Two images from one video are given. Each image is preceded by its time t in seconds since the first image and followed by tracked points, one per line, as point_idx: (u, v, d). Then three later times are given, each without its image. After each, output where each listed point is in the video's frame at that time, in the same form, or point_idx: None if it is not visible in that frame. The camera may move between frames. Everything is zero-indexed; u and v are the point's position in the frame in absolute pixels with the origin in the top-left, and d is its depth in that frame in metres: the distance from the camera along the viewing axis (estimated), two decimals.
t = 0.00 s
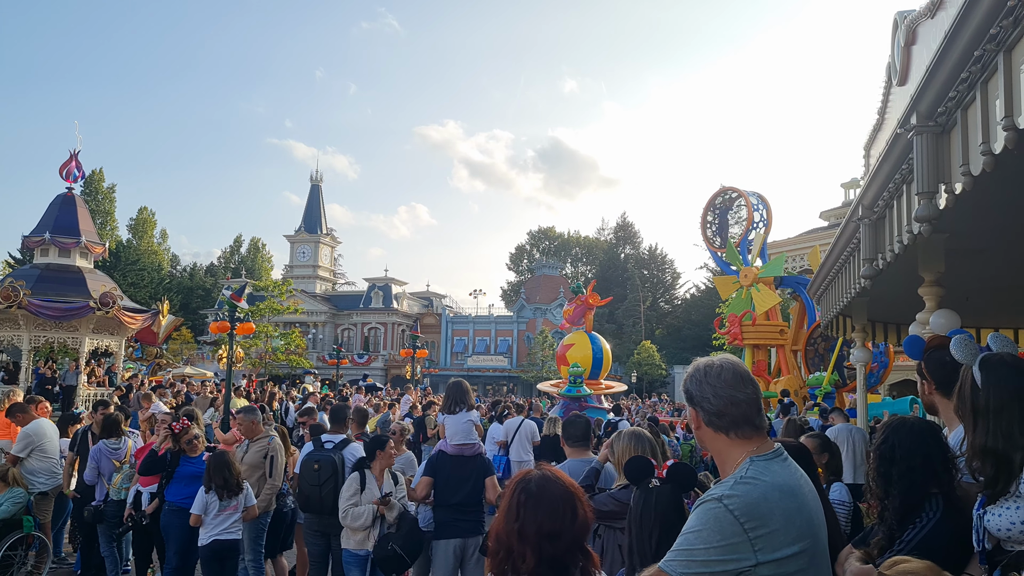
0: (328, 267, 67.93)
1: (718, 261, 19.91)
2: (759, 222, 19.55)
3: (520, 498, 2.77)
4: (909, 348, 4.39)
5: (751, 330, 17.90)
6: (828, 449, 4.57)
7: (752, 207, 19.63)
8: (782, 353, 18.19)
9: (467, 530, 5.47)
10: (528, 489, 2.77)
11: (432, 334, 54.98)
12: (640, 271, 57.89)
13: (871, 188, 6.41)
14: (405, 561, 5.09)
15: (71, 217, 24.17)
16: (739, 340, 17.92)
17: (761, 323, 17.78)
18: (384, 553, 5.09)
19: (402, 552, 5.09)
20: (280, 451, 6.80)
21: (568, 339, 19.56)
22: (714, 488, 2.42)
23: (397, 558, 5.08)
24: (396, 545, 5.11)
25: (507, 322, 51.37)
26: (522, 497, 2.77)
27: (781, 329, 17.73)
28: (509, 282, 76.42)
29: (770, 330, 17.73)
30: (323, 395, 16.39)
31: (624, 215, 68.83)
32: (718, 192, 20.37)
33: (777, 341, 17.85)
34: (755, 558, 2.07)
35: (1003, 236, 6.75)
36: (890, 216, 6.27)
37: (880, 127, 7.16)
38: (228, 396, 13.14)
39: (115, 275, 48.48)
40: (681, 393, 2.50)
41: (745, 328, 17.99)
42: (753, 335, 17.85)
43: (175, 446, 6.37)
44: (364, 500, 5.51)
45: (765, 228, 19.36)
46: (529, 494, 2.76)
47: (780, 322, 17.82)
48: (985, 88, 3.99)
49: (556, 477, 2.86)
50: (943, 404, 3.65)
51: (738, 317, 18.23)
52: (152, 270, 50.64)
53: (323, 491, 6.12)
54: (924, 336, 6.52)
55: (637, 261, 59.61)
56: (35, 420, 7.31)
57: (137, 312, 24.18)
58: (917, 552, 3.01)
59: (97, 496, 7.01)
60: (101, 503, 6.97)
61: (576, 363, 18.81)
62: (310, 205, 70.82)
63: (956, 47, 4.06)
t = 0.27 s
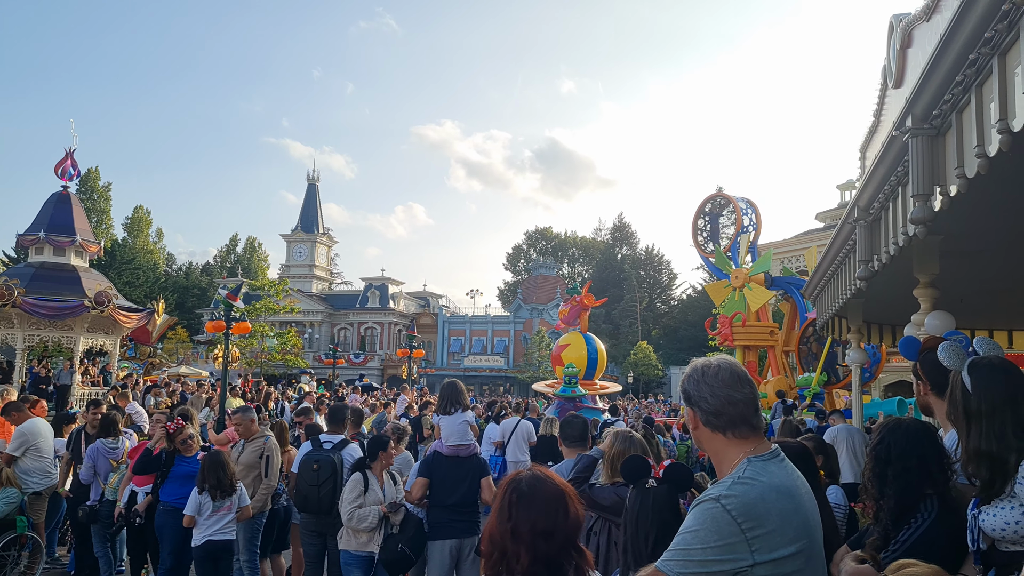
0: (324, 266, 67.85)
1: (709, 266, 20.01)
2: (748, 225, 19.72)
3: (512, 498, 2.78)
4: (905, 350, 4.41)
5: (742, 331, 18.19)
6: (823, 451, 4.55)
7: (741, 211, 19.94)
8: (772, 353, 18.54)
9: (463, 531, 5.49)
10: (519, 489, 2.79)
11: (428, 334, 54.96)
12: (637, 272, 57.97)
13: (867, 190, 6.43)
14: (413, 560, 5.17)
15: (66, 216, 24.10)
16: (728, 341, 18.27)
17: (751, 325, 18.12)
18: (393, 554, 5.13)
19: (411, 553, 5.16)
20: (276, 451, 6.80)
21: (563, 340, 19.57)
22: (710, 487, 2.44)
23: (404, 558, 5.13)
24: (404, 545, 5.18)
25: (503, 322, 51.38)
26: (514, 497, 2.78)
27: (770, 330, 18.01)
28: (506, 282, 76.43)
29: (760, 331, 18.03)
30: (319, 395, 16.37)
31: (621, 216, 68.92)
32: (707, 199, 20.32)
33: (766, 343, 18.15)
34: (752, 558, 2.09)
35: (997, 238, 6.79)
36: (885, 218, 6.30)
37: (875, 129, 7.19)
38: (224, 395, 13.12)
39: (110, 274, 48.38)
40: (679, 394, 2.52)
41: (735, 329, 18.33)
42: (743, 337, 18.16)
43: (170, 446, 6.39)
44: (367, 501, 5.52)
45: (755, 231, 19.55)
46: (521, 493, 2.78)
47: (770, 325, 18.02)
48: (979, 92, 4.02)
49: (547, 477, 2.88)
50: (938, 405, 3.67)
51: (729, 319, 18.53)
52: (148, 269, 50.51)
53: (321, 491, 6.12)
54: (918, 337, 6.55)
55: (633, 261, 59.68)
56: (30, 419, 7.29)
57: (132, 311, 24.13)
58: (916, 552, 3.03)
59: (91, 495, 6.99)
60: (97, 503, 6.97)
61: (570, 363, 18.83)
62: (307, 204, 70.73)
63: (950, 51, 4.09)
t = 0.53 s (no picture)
0: (320, 267, 67.77)
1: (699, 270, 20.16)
2: (737, 230, 19.90)
3: (500, 498, 2.78)
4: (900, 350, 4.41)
5: (732, 332, 18.10)
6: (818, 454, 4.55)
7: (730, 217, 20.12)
8: (762, 354, 18.45)
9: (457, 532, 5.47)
10: (508, 489, 2.78)
11: (424, 335, 54.93)
12: (633, 272, 58.09)
13: (862, 191, 6.44)
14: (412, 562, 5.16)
15: (61, 216, 24.03)
16: (719, 342, 18.10)
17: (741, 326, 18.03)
18: (393, 557, 5.11)
19: (411, 555, 5.15)
20: (271, 452, 6.78)
21: (557, 341, 19.58)
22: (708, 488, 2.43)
23: (404, 560, 5.12)
24: (404, 547, 5.17)
25: (499, 322, 51.39)
26: (503, 497, 2.78)
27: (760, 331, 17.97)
28: (502, 282, 76.48)
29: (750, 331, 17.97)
30: (314, 396, 16.33)
31: (617, 216, 69.05)
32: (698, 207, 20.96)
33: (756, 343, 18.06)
34: (749, 559, 2.08)
35: (992, 239, 6.81)
36: (880, 219, 6.32)
37: (870, 131, 7.21)
38: (219, 396, 13.08)
39: (105, 275, 48.25)
40: (677, 395, 2.51)
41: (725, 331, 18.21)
42: (733, 337, 18.05)
43: (164, 447, 6.35)
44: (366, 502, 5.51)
45: (744, 235, 19.72)
46: (509, 493, 2.77)
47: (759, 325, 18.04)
48: (974, 93, 4.03)
49: (537, 477, 2.87)
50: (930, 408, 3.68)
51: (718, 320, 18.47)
52: (143, 269, 50.37)
53: (318, 491, 6.10)
54: (913, 338, 6.57)
55: (629, 262, 59.80)
56: (26, 419, 7.26)
57: (127, 311, 24.05)
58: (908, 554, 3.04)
59: (89, 497, 6.94)
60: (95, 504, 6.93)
61: (565, 363, 18.83)
62: (303, 204, 70.65)
63: (944, 53, 4.10)
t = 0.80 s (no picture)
0: (316, 267, 67.69)
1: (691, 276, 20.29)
2: (726, 234, 19.87)
3: (496, 498, 2.78)
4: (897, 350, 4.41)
5: (723, 333, 18.31)
6: (816, 457, 4.53)
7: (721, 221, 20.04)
8: (754, 355, 18.60)
9: (453, 533, 5.46)
10: (504, 490, 2.78)
11: (421, 336, 54.87)
12: (629, 273, 58.16)
13: (858, 192, 6.45)
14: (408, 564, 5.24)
15: (57, 217, 23.95)
16: (711, 343, 18.33)
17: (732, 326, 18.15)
18: (389, 558, 5.20)
19: (407, 557, 5.23)
20: (267, 453, 6.76)
21: (552, 342, 19.58)
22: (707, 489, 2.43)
23: (400, 562, 5.20)
24: (400, 549, 5.23)
25: (496, 323, 51.40)
26: (499, 497, 2.78)
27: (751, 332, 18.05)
28: (499, 283, 76.47)
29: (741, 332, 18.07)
30: (310, 396, 16.30)
31: (614, 218, 69.13)
32: (689, 211, 20.88)
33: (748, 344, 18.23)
34: (749, 561, 2.08)
35: (986, 240, 6.84)
36: (876, 220, 6.33)
37: (866, 132, 7.22)
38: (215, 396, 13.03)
39: (101, 275, 48.11)
40: (675, 395, 2.51)
41: (716, 332, 18.42)
42: (724, 338, 18.26)
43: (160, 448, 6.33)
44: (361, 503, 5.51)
45: (733, 239, 19.68)
46: (506, 494, 2.77)
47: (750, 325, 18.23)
48: (969, 94, 4.05)
49: (534, 477, 2.87)
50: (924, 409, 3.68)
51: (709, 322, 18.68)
52: (139, 270, 50.22)
53: (318, 492, 6.09)
54: (909, 339, 6.58)
55: (626, 263, 59.87)
56: (23, 419, 7.23)
57: (122, 312, 23.98)
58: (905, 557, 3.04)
59: (87, 498, 6.91)
60: (93, 505, 6.90)
61: (559, 364, 18.83)
62: (299, 205, 70.52)
63: (940, 54, 4.11)
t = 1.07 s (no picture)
0: (314, 269, 67.60)
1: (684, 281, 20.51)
2: (716, 239, 19.90)
3: (494, 500, 2.77)
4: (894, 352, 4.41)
5: (715, 335, 18.37)
6: (813, 460, 4.52)
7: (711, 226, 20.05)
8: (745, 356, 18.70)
9: (450, 535, 5.44)
10: (502, 492, 2.77)
11: (418, 337, 54.81)
12: (627, 275, 58.19)
13: (855, 194, 6.46)
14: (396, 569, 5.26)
15: (54, 217, 23.90)
16: (703, 345, 18.38)
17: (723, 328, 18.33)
18: (378, 562, 5.22)
19: (395, 561, 5.23)
20: (263, 454, 6.75)
21: (548, 343, 19.56)
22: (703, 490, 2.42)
23: (388, 566, 5.22)
24: (389, 554, 5.24)
25: (494, 324, 51.39)
26: (496, 499, 2.77)
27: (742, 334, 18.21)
28: (496, 285, 76.46)
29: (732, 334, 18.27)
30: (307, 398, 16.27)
31: (612, 220, 69.21)
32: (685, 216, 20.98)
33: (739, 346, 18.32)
34: (745, 562, 2.07)
35: (983, 243, 6.85)
36: (873, 222, 6.34)
37: (863, 134, 7.23)
38: (212, 398, 12.99)
39: (98, 277, 48.02)
40: (672, 398, 2.50)
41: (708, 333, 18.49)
42: (717, 340, 18.31)
43: (155, 449, 6.31)
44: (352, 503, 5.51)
45: (722, 244, 19.65)
46: (503, 495, 2.76)
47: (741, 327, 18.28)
48: (966, 97, 4.06)
49: (531, 479, 2.86)
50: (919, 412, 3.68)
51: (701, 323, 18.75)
52: (136, 271, 50.11)
53: (320, 494, 6.07)
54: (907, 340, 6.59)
55: (623, 265, 59.93)
56: (20, 421, 7.17)
57: (119, 313, 23.92)
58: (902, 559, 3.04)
59: (85, 499, 6.87)
60: (91, 506, 6.87)
61: (555, 366, 18.81)
62: (297, 207, 70.44)
63: (937, 57, 4.12)
